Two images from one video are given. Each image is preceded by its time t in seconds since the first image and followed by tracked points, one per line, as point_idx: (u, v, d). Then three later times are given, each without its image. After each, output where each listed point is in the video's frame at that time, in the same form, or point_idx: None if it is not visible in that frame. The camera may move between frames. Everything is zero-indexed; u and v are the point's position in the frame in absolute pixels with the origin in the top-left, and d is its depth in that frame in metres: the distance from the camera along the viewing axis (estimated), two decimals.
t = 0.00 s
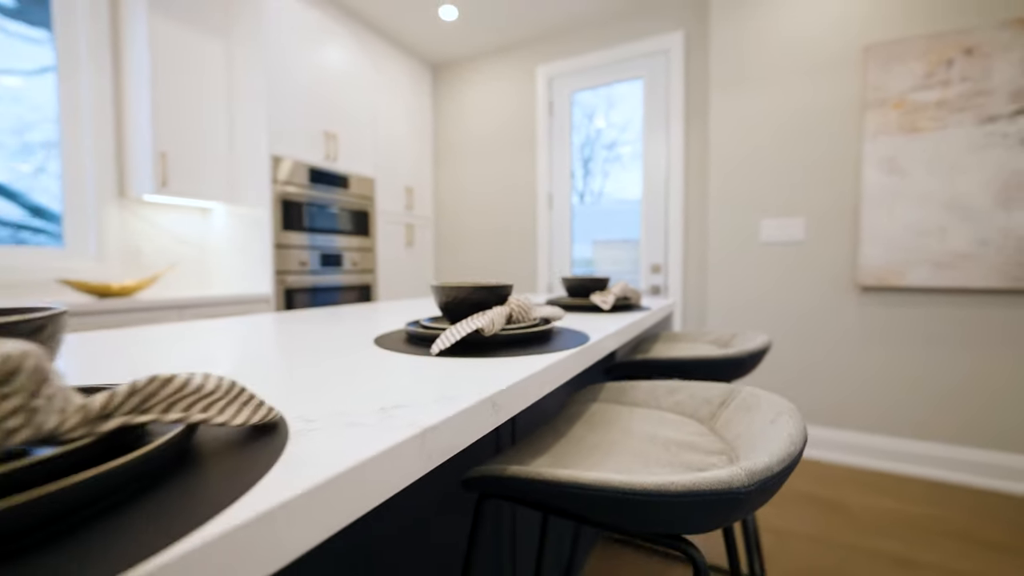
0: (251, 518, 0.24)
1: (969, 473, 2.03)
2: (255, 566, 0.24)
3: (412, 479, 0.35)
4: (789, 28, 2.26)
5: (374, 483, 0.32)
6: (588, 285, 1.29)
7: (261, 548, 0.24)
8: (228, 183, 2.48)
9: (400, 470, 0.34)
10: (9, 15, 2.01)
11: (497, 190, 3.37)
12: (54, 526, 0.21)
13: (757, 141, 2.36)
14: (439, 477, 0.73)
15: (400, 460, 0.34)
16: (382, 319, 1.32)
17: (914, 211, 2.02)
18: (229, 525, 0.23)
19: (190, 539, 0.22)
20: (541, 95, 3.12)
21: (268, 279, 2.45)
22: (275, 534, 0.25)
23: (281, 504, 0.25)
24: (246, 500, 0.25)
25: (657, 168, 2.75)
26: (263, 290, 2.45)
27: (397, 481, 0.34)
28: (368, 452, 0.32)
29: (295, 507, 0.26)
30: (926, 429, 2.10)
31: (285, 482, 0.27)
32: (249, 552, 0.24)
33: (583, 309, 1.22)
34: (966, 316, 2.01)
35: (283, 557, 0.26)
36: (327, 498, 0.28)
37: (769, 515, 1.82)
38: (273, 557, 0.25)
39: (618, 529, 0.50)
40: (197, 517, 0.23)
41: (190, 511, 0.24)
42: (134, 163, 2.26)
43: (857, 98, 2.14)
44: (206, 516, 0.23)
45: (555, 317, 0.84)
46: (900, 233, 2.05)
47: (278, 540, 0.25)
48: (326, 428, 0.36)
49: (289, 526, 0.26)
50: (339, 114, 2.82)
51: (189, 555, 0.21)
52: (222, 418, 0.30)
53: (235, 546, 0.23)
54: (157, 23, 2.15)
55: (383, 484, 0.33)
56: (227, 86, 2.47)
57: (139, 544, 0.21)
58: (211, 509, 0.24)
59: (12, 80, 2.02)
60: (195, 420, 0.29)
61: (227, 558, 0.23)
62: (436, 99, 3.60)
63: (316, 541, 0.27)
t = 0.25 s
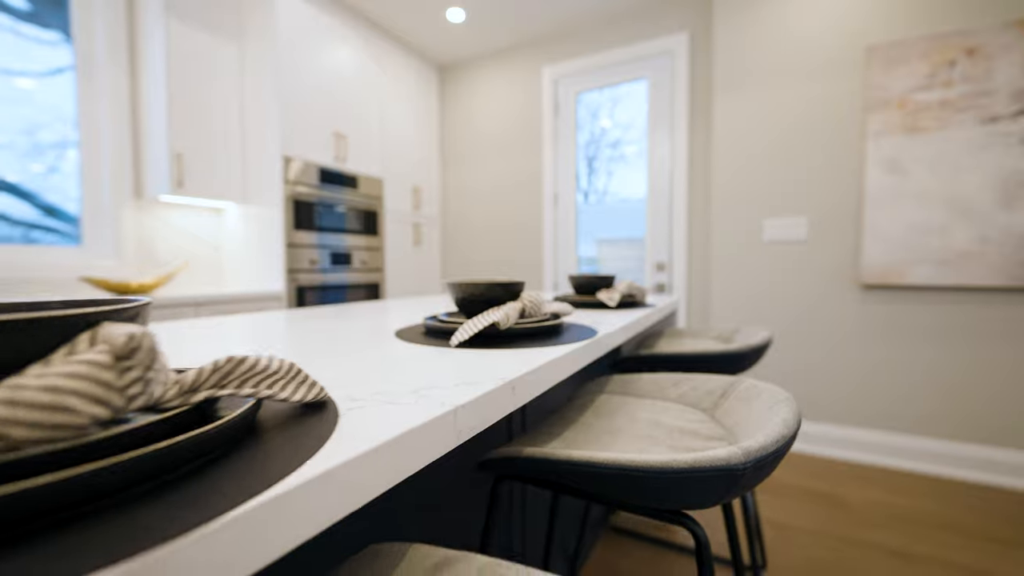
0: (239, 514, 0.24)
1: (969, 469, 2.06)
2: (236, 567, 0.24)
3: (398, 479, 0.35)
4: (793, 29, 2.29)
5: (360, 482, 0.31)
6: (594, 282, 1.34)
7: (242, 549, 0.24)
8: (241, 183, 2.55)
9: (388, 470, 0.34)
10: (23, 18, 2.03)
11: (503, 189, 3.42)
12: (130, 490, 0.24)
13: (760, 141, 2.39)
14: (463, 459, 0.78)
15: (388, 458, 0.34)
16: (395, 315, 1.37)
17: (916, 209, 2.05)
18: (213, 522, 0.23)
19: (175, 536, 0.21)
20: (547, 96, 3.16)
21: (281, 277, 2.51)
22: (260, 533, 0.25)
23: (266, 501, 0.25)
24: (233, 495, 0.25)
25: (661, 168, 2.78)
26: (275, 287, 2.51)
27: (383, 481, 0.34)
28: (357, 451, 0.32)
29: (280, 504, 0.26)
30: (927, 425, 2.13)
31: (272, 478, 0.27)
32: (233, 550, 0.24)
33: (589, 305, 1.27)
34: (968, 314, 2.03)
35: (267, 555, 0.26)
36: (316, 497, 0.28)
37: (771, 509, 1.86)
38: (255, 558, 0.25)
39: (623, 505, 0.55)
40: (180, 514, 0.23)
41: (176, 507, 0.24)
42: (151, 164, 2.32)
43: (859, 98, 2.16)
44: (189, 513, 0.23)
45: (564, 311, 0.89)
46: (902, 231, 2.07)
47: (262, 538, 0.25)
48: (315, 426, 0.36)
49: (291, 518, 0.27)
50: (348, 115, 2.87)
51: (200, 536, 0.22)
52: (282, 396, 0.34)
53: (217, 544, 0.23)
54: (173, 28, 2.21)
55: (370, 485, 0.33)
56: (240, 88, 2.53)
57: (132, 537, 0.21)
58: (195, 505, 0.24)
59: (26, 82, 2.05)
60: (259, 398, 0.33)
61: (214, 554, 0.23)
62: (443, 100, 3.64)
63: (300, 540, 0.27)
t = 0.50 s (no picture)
0: (219, 511, 0.24)
1: (971, 465, 2.08)
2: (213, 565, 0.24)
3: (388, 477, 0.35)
4: (797, 30, 2.32)
5: (347, 481, 0.32)
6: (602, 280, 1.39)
7: (220, 547, 0.24)
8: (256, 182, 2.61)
9: (376, 468, 0.34)
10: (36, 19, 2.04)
11: (510, 189, 3.46)
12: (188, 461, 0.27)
13: (765, 140, 2.42)
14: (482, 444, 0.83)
15: (377, 457, 0.34)
16: (409, 311, 1.42)
17: (919, 209, 2.07)
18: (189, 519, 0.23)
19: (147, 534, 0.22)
20: (554, 96, 3.20)
21: (294, 274, 2.57)
22: (243, 529, 0.25)
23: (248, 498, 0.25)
24: (217, 488, 0.26)
25: (667, 167, 2.82)
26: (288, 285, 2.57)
27: (372, 480, 0.34)
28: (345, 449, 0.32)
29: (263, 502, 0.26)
30: (930, 422, 2.16)
31: (256, 474, 0.28)
32: (210, 547, 0.24)
33: (597, 302, 1.31)
34: (970, 311, 2.05)
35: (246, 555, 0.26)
36: (300, 496, 0.28)
37: (774, 502, 1.89)
38: (231, 558, 0.25)
39: (631, 482, 0.60)
40: (158, 510, 0.23)
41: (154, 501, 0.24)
42: (168, 165, 2.39)
43: (863, 99, 2.19)
44: (167, 509, 0.24)
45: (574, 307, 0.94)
46: (905, 230, 2.10)
47: (245, 534, 0.26)
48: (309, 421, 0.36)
49: (321, 489, 0.30)
50: (359, 116, 2.92)
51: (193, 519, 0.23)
52: (336, 376, 0.40)
53: (192, 542, 0.23)
54: (190, 32, 2.27)
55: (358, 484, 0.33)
56: (255, 91, 2.59)
57: (150, 516, 0.23)
58: (175, 500, 0.24)
59: (42, 83, 2.07)
60: (317, 376, 0.38)
61: (188, 551, 0.23)
62: (451, 100, 3.69)
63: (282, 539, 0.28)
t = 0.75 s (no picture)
0: (207, 507, 0.24)
1: (973, 460, 2.11)
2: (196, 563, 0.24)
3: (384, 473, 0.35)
4: (801, 30, 2.34)
5: (341, 478, 0.31)
6: (608, 277, 1.43)
7: (205, 543, 0.24)
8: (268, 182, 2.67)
9: (372, 465, 0.33)
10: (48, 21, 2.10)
11: (516, 187, 3.50)
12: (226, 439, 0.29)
13: (769, 140, 2.45)
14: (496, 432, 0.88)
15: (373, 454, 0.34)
16: (421, 308, 1.47)
17: (922, 207, 2.09)
18: (171, 517, 0.23)
19: (128, 531, 0.21)
20: (560, 96, 3.23)
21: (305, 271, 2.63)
22: (233, 524, 0.25)
23: (236, 495, 0.25)
24: (204, 485, 0.25)
25: (671, 166, 2.85)
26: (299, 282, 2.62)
27: (367, 476, 0.33)
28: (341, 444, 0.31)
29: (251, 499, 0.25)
30: (932, 418, 2.18)
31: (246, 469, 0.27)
32: (193, 545, 0.23)
33: (604, 299, 1.36)
34: (972, 309, 2.07)
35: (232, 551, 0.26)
36: (291, 492, 0.28)
37: (775, 495, 1.93)
38: (211, 557, 0.25)
39: (638, 465, 0.65)
40: (140, 508, 0.23)
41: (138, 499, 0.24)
42: (183, 165, 2.45)
43: (867, 99, 2.21)
44: (151, 508, 0.23)
45: (582, 303, 0.99)
46: (908, 229, 2.12)
47: (234, 530, 0.25)
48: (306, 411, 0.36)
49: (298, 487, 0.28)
50: (368, 117, 2.97)
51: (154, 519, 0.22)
52: (376, 362, 0.44)
53: (173, 540, 0.22)
54: (204, 36, 2.33)
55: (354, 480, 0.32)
56: (266, 92, 2.64)
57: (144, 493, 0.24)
58: (160, 497, 0.24)
59: (56, 85, 2.13)
60: (360, 362, 0.43)
61: (171, 548, 0.22)
62: (457, 100, 3.73)
63: (272, 535, 0.27)
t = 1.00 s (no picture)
0: (191, 502, 0.23)
1: (975, 456, 2.13)
2: (183, 559, 0.24)
3: (378, 468, 0.35)
4: (807, 31, 2.37)
5: (332, 473, 0.31)
6: (615, 275, 1.48)
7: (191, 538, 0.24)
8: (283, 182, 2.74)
9: (365, 461, 0.33)
10: (60, 22, 2.17)
11: (524, 186, 3.55)
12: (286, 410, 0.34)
13: (774, 139, 2.48)
14: (510, 421, 0.93)
15: (367, 448, 0.33)
16: (435, 304, 1.52)
17: (925, 206, 2.12)
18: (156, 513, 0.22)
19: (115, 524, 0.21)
20: (567, 96, 3.27)
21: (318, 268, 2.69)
22: (222, 518, 0.25)
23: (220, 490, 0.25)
24: (186, 485, 0.25)
25: (677, 165, 2.88)
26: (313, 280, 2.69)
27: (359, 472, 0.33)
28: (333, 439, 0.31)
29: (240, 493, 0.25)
30: (935, 414, 2.21)
31: (235, 468, 0.27)
32: (179, 540, 0.23)
33: (611, 295, 1.41)
34: (975, 306, 2.10)
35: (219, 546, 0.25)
36: (278, 485, 0.27)
37: (778, 488, 1.98)
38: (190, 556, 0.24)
39: (646, 447, 0.70)
40: (125, 505, 0.23)
41: (124, 498, 0.23)
42: (201, 165, 2.52)
43: (872, 99, 2.23)
44: (136, 505, 0.23)
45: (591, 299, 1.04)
46: (911, 227, 2.15)
47: (223, 522, 0.25)
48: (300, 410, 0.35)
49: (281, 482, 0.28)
50: (379, 118, 3.03)
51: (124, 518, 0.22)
52: (413, 348, 0.50)
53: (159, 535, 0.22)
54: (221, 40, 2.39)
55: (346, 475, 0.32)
56: (280, 93, 2.71)
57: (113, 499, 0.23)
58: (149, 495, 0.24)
59: (71, 85, 2.21)
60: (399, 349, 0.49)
61: (160, 543, 0.22)
62: (465, 100, 3.79)
63: (260, 530, 0.27)
